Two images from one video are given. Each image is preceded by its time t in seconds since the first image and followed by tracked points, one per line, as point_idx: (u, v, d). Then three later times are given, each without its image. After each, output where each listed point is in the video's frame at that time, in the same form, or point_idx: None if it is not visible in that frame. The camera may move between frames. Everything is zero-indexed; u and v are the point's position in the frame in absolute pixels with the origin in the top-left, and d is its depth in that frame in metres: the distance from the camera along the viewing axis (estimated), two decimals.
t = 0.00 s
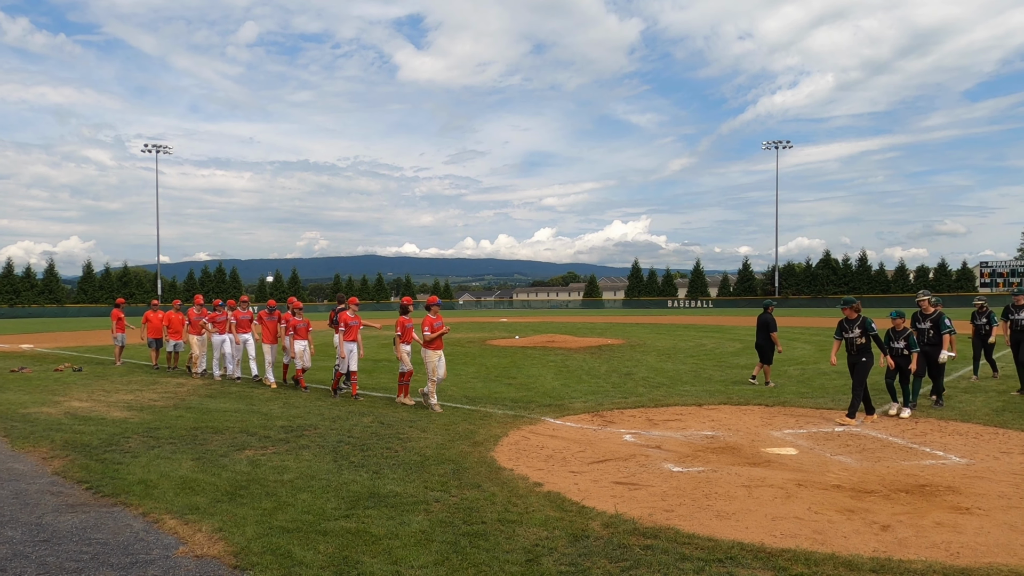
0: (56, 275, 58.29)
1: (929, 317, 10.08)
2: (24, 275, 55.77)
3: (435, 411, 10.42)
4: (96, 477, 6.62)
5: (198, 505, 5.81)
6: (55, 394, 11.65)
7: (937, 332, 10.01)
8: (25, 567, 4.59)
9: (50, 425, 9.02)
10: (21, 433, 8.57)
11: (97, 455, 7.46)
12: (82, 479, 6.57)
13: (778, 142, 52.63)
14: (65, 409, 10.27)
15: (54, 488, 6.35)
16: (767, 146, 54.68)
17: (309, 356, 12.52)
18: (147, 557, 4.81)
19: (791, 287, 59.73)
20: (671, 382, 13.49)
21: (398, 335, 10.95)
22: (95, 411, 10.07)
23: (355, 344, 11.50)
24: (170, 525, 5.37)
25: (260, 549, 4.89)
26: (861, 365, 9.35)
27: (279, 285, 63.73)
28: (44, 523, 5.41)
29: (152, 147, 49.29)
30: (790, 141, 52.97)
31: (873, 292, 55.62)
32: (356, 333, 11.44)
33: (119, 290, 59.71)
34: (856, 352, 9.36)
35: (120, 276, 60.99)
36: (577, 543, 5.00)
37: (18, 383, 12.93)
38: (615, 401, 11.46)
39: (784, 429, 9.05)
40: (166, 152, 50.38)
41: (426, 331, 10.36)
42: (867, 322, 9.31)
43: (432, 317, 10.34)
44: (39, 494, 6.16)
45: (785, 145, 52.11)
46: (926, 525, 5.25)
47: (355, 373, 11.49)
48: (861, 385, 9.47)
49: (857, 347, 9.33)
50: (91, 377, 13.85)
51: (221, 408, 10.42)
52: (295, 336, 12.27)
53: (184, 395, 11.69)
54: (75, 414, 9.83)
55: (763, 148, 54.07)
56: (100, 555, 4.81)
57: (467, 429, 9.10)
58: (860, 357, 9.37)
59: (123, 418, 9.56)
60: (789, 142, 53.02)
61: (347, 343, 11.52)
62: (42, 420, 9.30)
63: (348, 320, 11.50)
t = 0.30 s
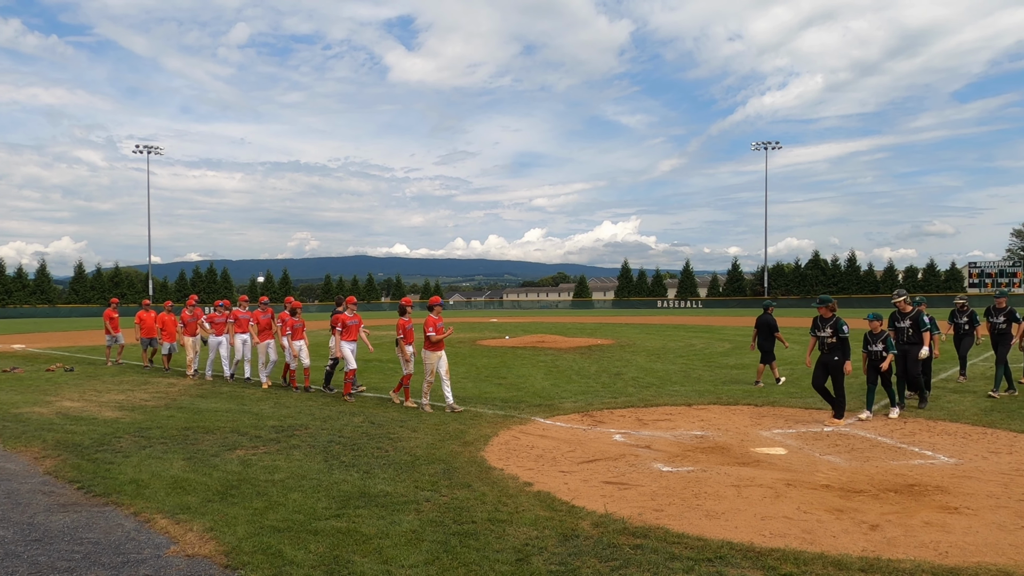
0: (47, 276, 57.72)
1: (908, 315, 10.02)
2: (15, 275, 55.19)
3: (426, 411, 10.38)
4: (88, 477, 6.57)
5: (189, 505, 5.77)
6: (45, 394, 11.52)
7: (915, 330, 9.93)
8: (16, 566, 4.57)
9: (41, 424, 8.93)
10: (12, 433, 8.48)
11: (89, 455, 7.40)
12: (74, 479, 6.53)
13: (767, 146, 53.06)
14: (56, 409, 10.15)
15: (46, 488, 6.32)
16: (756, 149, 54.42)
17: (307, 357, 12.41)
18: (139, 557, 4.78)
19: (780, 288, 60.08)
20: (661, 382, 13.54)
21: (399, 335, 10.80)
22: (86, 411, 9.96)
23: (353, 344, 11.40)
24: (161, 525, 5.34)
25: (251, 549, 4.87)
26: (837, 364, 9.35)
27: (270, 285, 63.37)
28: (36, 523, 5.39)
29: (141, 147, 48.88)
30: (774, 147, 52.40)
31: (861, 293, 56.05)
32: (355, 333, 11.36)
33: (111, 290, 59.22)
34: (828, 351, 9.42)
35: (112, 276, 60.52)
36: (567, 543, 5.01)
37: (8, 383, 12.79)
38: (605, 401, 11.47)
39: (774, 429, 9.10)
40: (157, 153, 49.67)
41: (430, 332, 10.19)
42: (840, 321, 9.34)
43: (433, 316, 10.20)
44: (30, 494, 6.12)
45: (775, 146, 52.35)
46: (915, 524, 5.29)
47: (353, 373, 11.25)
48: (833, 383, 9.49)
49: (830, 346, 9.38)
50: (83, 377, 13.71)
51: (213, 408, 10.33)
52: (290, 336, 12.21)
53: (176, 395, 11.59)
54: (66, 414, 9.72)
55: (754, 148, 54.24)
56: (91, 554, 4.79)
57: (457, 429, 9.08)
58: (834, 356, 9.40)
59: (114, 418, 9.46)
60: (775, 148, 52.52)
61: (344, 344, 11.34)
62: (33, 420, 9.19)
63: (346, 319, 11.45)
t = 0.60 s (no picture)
0: (40, 277, 57.16)
1: (894, 316, 9.97)
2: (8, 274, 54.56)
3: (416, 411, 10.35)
4: (78, 476, 6.52)
5: (179, 505, 5.73)
6: (36, 394, 11.38)
7: (900, 331, 9.90)
8: (7, 566, 4.54)
9: (32, 424, 8.84)
10: (3, 433, 8.39)
11: (80, 454, 7.34)
12: (65, 479, 6.48)
13: (758, 146, 52.55)
14: (48, 409, 10.04)
15: (36, 488, 6.27)
16: (745, 148, 54.70)
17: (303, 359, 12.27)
18: (130, 556, 4.76)
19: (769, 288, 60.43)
20: (650, 382, 13.58)
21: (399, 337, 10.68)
22: (78, 411, 9.85)
23: (358, 346, 11.06)
24: (153, 524, 5.31)
25: (242, 548, 4.84)
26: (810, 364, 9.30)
27: (261, 285, 62.99)
28: (27, 523, 5.36)
29: (131, 151, 50.15)
30: (769, 146, 52.64)
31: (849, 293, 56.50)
32: (358, 334, 10.87)
33: (104, 291, 58.68)
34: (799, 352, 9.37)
35: (104, 277, 60.04)
36: (557, 542, 5.01)
37: None
38: (595, 401, 11.49)
39: (764, 429, 9.14)
40: (150, 155, 50.70)
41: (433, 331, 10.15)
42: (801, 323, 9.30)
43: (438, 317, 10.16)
44: (22, 494, 6.08)
45: (766, 147, 52.47)
46: (903, 524, 5.33)
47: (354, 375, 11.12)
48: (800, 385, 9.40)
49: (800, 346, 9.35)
50: (75, 377, 13.57)
51: (204, 408, 10.23)
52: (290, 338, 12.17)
53: (167, 395, 11.48)
54: (57, 414, 9.60)
55: (743, 149, 54.50)
56: (82, 553, 4.77)
57: (448, 428, 9.06)
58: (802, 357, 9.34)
59: (106, 417, 9.37)
60: (770, 147, 52.62)
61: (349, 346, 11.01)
62: (24, 420, 9.09)
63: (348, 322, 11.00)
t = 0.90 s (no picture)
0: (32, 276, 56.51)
1: (883, 319, 9.96)
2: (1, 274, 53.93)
3: (407, 411, 10.31)
4: (69, 476, 6.46)
5: (171, 504, 5.69)
6: (27, 394, 11.24)
7: (889, 334, 9.89)
8: None
9: (23, 424, 8.73)
10: None
11: (71, 454, 7.27)
12: (57, 478, 6.43)
13: (747, 146, 52.57)
14: (39, 409, 9.92)
15: (28, 488, 6.21)
16: (735, 150, 54.88)
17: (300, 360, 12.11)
18: (122, 556, 4.72)
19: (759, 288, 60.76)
20: (640, 382, 13.62)
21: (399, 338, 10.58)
22: (69, 411, 9.73)
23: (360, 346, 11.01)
24: (144, 524, 5.26)
25: (233, 547, 4.80)
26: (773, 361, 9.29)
27: (252, 285, 62.55)
28: (18, 522, 5.31)
29: (125, 152, 49.55)
30: (758, 146, 52.36)
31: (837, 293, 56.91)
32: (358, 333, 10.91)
33: (95, 291, 58.08)
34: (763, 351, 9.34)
35: (96, 278, 59.50)
36: (547, 542, 5.00)
37: None
38: (585, 401, 11.49)
39: (754, 429, 9.18)
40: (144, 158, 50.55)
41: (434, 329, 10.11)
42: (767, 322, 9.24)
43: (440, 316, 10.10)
44: (13, 494, 6.03)
45: (755, 148, 52.70)
46: (892, 523, 5.37)
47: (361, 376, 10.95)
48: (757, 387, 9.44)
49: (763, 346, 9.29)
50: (66, 377, 13.42)
51: (195, 408, 10.14)
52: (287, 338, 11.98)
53: (159, 395, 11.37)
54: (49, 414, 9.48)
55: (732, 150, 54.77)
56: (74, 553, 4.74)
57: (438, 429, 9.03)
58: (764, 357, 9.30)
59: (98, 417, 9.27)
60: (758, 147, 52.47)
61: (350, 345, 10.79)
62: (14, 420, 8.97)
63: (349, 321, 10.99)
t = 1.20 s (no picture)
0: (23, 276, 55.90)
1: (869, 318, 9.84)
2: None
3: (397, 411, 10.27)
4: (61, 476, 6.40)
5: (162, 504, 5.65)
6: (18, 394, 11.10)
7: (876, 334, 9.81)
8: None
9: (14, 424, 8.63)
10: None
11: (63, 454, 7.19)
12: (49, 478, 6.37)
13: (737, 146, 52.36)
14: (30, 409, 9.80)
15: (18, 487, 6.15)
16: (724, 151, 55.12)
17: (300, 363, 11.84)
18: (113, 555, 4.68)
19: (748, 288, 61.10)
20: (630, 382, 13.66)
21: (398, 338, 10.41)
22: (60, 411, 9.62)
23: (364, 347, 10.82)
24: (136, 524, 5.22)
25: (225, 547, 4.77)
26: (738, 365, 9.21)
27: (243, 285, 62.17)
28: (10, 522, 5.27)
29: (113, 151, 50.45)
30: (746, 146, 52.39)
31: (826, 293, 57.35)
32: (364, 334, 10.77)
33: (87, 292, 57.50)
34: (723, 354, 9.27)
35: (88, 279, 58.98)
36: (537, 541, 5.00)
37: None
38: (574, 401, 11.50)
39: (744, 428, 9.22)
40: (130, 155, 50.32)
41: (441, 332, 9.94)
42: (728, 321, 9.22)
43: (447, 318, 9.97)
44: (4, 494, 5.98)
45: (745, 149, 53.06)
46: (881, 523, 5.41)
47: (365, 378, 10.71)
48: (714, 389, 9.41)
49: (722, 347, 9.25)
50: (58, 377, 13.27)
51: (187, 408, 10.05)
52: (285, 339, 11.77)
53: (151, 395, 11.27)
54: (40, 414, 9.37)
55: (722, 151, 55.00)
56: (65, 553, 4.70)
57: (429, 429, 9.00)
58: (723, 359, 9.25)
59: (89, 417, 9.18)
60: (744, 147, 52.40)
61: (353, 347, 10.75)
62: (5, 420, 8.85)
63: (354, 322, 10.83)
